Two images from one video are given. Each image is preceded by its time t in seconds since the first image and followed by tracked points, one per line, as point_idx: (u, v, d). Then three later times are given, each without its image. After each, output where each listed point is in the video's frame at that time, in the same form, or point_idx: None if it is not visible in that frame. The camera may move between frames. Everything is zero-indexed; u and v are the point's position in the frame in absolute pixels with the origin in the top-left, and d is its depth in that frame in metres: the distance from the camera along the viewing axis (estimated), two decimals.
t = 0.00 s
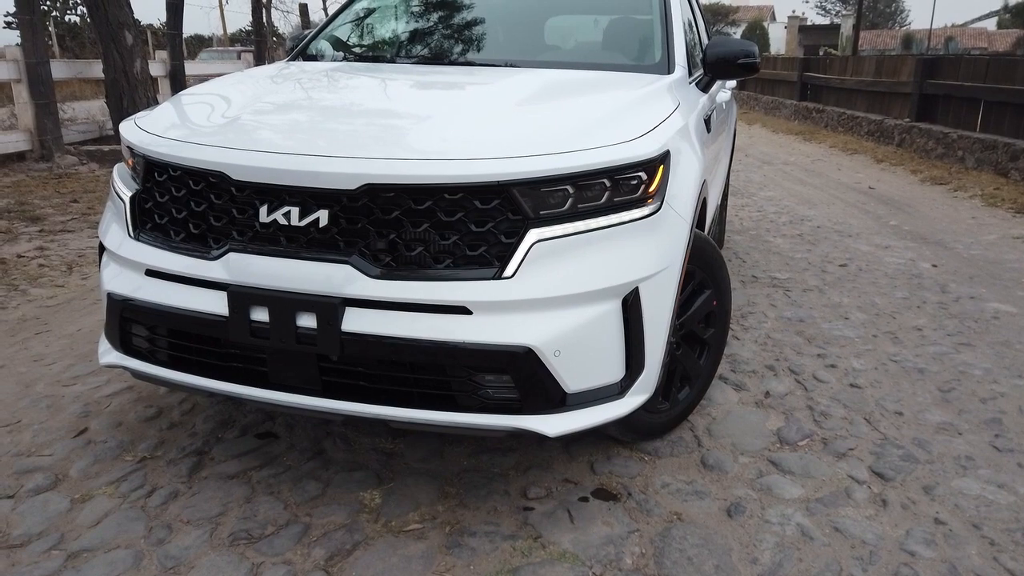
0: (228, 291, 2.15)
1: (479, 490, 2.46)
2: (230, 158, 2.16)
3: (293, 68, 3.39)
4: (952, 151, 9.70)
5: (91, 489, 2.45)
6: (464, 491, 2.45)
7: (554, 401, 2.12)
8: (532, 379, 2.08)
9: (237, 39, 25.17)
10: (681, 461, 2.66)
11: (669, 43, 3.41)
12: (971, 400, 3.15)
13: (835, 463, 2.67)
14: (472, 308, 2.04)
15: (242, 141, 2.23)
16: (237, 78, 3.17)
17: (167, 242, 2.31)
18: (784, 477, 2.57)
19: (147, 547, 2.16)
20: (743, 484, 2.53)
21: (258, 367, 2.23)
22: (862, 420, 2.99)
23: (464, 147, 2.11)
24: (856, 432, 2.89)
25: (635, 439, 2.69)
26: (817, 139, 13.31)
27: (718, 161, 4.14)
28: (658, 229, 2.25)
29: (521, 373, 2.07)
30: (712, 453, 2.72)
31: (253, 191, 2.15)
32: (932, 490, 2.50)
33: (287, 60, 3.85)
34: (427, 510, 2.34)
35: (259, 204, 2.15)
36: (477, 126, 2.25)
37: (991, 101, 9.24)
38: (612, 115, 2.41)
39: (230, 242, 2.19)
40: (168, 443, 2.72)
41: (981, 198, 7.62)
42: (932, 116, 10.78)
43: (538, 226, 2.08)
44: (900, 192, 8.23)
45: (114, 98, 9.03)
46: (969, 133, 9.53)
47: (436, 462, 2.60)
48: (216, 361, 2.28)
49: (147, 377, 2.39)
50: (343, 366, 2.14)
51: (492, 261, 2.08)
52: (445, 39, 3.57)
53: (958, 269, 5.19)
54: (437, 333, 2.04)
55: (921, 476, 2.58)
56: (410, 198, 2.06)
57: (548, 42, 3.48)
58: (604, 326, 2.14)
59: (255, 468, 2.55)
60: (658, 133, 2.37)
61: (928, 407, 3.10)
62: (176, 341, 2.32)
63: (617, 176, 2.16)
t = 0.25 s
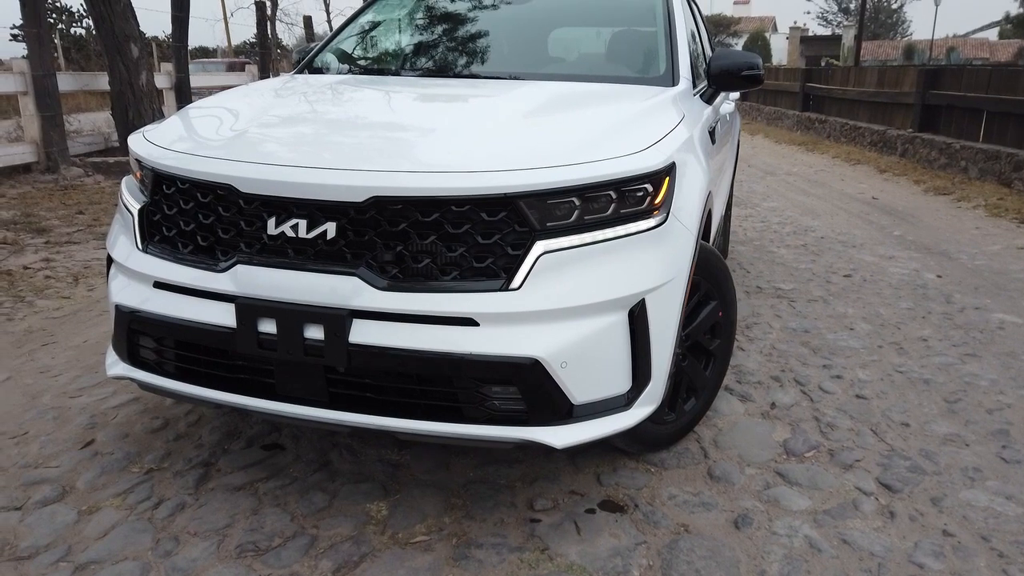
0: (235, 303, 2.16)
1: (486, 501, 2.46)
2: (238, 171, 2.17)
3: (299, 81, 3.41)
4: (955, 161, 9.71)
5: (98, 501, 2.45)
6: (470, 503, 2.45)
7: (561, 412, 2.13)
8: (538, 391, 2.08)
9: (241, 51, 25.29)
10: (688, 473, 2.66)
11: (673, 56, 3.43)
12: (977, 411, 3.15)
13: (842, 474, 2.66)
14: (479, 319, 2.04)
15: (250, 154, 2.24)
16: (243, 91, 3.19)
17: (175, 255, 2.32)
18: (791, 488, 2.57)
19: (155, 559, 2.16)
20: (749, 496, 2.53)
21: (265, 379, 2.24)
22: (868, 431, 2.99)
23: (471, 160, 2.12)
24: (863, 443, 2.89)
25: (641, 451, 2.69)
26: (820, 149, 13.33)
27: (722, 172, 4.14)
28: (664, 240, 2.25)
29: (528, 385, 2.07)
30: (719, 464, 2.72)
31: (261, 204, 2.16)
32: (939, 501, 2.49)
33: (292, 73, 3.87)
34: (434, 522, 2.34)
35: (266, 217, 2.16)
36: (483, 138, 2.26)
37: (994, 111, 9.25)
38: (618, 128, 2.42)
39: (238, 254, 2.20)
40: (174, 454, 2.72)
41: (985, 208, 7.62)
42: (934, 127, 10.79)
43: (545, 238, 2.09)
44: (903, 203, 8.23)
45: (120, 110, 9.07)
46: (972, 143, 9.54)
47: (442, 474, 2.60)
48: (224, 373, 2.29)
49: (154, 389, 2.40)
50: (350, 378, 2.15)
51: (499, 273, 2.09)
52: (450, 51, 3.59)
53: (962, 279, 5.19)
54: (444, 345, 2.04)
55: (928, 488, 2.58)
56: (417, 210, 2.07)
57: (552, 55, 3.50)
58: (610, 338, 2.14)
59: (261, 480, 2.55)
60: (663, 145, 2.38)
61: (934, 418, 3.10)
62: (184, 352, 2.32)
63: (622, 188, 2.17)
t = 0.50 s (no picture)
0: (246, 312, 2.19)
1: (493, 509, 2.47)
2: (249, 181, 2.20)
3: (305, 93, 3.45)
4: (959, 171, 9.72)
5: (108, 508, 2.47)
6: (478, 511, 2.46)
7: (568, 420, 2.14)
8: (546, 399, 2.10)
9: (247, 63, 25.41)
10: (694, 481, 2.66)
11: (677, 67, 3.45)
12: (984, 420, 3.15)
13: (849, 482, 2.67)
14: (487, 328, 2.06)
15: (260, 165, 2.27)
16: (251, 103, 3.23)
17: (186, 264, 2.35)
18: (797, 496, 2.57)
19: (165, 566, 2.17)
20: (756, 504, 2.53)
21: (275, 387, 2.26)
22: (874, 440, 3.00)
23: (479, 170, 2.14)
24: (869, 452, 2.89)
25: (648, 459, 2.70)
26: (824, 159, 13.35)
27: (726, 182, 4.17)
28: (671, 249, 2.27)
29: (536, 392, 2.08)
30: (726, 473, 2.72)
31: (271, 214, 2.19)
32: (946, 509, 2.49)
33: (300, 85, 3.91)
34: (442, 530, 2.35)
35: (277, 226, 2.18)
36: (489, 149, 2.29)
37: (998, 121, 9.27)
38: (623, 138, 2.44)
39: (248, 264, 2.22)
40: (183, 463, 2.74)
41: (990, 218, 7.62)
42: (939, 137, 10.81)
43: (552, 247, 2.11)
44: (908, 212, 8.24)
45: (128, 121, 9.14)
46: (976, 153, 9.55)
47: (449, 482, 2.62)
48: (234, 381, 2.31)
49: (165, 397, 2.42)
50: (358, 386, 2.17)
51: (507, 282, 2.11)
52: (455, 63, 3.63)
53: (968, 289, 5.19)
54: (453, 353, 2.06)
55: (935, 496, 2.58)
56: (426, 220, 2.09)
57: (557, 66, 3.53)
58: (618, 346, 2.16)
59: (270, 488, 2.56)
60: (668, 155, 2.41)
61: (941, 427, 3.10)
62: (194, 361, 2.35)
63: (629, 198, 2.19)
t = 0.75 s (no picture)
0: (254, 315, 2.22)
1: (498, 512, 2.49)
2: (257, 187, 2.23)
3: (310, 101, 3.48)
4: (962, 177, 9.74)
5: (116, 511, 2.49)
6: (483, 513, 2.48)
7: (572, 422, 2.16)
8: (550, 401, 2.12)
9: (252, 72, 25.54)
10: (697, 484, 2.68)
11: (679, 74, 3.49)
12: (986, 424, 3.17)
13: (851, 485, 2.68)
14: (492, 331, 2.09)
15: (268, 171, 2.30)
16: (257, 111, 3.27)
17: (195, 269, 2.38)
18: (800, 499, 2.59)
19: (173, 567, 2.20)
20: (759, 507, 2.55)
21: (282, 390, 2.28)
22: (877, 443, 3.01)
23: (483, 175, 2.17)
24: (872, 455, 2.91)
25: (651, 462, 2.72)
26: (827, 165, 13.37)
27: (728, 189, 4.19)
28: (673, 253, 2.30)
29: (540, 395, 2.11)
30: (729, 475, 2.74)
31: (279, 219, 2.22)
32: (948, 512, 2.51)
33: (305, 93, 3.95)
34: (446, 531, 2.37)
35: (284, 231, 2.21)
36: (493, 155, 2.32)
37: (1000, 127, 9.29)
38: (625, 144, 2.47)
39: (256, 268, 2.26)
40: (191, 466, 2.77)
41: (993, 224, 7.64)
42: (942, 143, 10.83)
43: (556, 251, 2.13)
44: (911, 218, 8.26)
45: (134, 129, 9.21)
46: (979, 158, 9.57)
47: (454, 485, 2.64)
48: (242, 384, 2.34)
49: (173, 400, 2.45)
50: (365, 389, 2.19)
51: (511, 285, 2.13)
52: (460, 71, 3.67)
53: (970, 294, 5.20)
54: (458, 356, 2.09)
55: (937, 498, 2.59)
56: (431, 224, 2.12)
57: (560, 73, 3.57)
58: (621, 349, 2.18)
59: (277, 490, 2.59)
60: (670, 160, 2.44)
61: (943, 430, 3.11)
62: (203, 365, 2.38)
63: (631, 203, 2.22)
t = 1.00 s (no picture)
0: (256, 314, 2.24)
1: (498, 510, 2.51)
2: (260, 188, 2.26)
3: (313, 104, 3.51)
4: (963, 180, 9.75)
5: (120, 509, 2.51)
6: (483, 512, 2.50)
7: (571, 420, 2.18)
8: (549, 399, 2.14)
9: (255, 78, 25.64)
10: (697, 483, 2.70)
11: (679, 77, 3.51)
12: (984, 424, 3.18)
13: (849, 484, 2.70)
14: (492, 330, 2.11)
15: (270, 172, 2.33)
16: (259, 113, 3.29)
17: (198, 269, 2.40)
18: (799, 498, 2.61)
19: (176, 564, 2.21)
20: (758, 505, 2.56)
21: (285, 389, 2.30)
22: (876, 443, 3.02)
23: (483, 176, 2.19)
24: (870, 455, 2.92)
25: (650, 461, 2.73)
26: (828, 169, 13.39)
27: (728, 191, 4.21)
28: (672, 253, 2.32)
29: (539, 393, 2.13)
30: (728, 475, 2.76)
31: (281, 219, 2.24)
32: (946, 511, 2.52)
33: (307, 96, 3.98)
34: (447, 529, 2.39)
35: (286, 232, 2.24)
36: (493, 156, 2.34)
37: (1000, 130, 9.30)
38: (624, 145, 2.50)
39: (259, 268, 2.28)
40: (193, 465, 2.79)
41: (993, 226, 7.65)
42: (942, 146, 10.84)
43: (555, 251, 2.15)
44: (912, 221, 8.27)
45: (137, 134, 9.25)
46: (980, 162, 9.59)
47: (455, 484, 2.66)
48: (244, 383, 2.36)
49: (176, 399, 2.47)
50: (366, 387, 2.21)
51: (511, 285, 2.15)
52: (461, 74, 3.70)
53: (970, 296, 5.22)
54: (459, 355, 2.11)
55: (935, 497, 2.61)
56: (432, 224, 2.14)
57: (560, 77, 3.59)
58: (620, 348, 2.20)
59: (279, 489, 2.61)
60: (668, 161, 2.46)
61: (942, 431, 3.13)
62: (206, 364, 2.40)
63: (630, 203, 2.24)
